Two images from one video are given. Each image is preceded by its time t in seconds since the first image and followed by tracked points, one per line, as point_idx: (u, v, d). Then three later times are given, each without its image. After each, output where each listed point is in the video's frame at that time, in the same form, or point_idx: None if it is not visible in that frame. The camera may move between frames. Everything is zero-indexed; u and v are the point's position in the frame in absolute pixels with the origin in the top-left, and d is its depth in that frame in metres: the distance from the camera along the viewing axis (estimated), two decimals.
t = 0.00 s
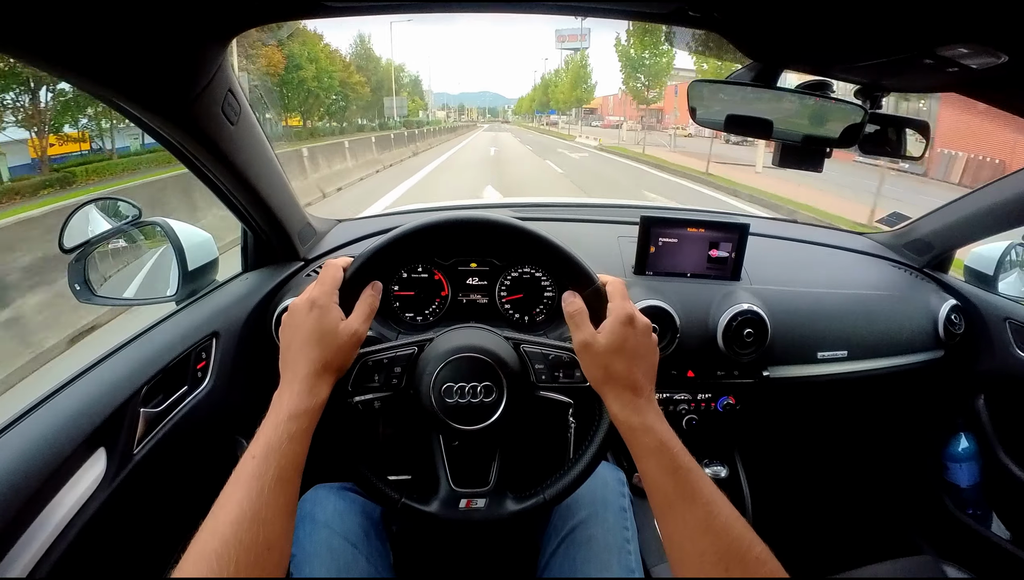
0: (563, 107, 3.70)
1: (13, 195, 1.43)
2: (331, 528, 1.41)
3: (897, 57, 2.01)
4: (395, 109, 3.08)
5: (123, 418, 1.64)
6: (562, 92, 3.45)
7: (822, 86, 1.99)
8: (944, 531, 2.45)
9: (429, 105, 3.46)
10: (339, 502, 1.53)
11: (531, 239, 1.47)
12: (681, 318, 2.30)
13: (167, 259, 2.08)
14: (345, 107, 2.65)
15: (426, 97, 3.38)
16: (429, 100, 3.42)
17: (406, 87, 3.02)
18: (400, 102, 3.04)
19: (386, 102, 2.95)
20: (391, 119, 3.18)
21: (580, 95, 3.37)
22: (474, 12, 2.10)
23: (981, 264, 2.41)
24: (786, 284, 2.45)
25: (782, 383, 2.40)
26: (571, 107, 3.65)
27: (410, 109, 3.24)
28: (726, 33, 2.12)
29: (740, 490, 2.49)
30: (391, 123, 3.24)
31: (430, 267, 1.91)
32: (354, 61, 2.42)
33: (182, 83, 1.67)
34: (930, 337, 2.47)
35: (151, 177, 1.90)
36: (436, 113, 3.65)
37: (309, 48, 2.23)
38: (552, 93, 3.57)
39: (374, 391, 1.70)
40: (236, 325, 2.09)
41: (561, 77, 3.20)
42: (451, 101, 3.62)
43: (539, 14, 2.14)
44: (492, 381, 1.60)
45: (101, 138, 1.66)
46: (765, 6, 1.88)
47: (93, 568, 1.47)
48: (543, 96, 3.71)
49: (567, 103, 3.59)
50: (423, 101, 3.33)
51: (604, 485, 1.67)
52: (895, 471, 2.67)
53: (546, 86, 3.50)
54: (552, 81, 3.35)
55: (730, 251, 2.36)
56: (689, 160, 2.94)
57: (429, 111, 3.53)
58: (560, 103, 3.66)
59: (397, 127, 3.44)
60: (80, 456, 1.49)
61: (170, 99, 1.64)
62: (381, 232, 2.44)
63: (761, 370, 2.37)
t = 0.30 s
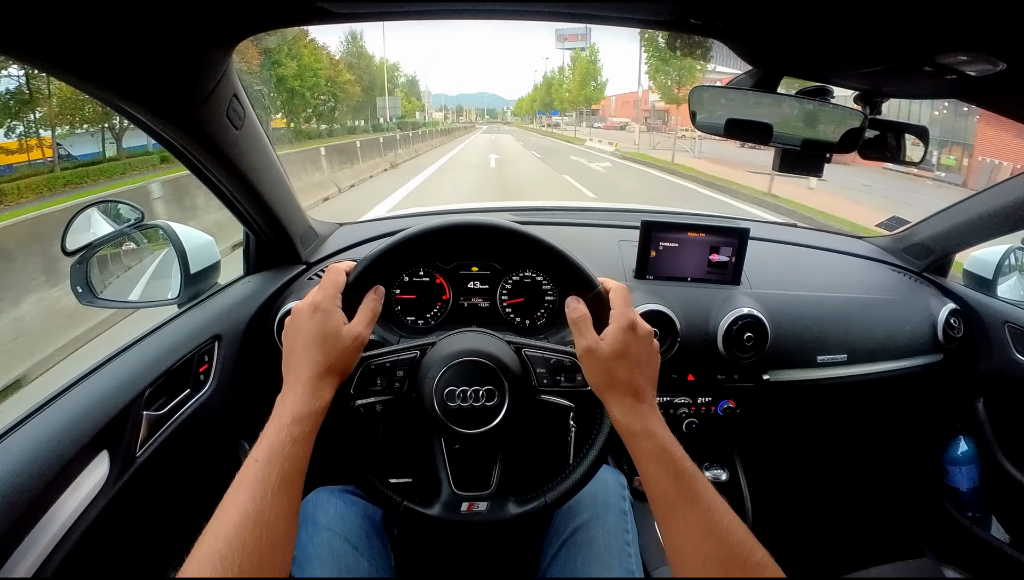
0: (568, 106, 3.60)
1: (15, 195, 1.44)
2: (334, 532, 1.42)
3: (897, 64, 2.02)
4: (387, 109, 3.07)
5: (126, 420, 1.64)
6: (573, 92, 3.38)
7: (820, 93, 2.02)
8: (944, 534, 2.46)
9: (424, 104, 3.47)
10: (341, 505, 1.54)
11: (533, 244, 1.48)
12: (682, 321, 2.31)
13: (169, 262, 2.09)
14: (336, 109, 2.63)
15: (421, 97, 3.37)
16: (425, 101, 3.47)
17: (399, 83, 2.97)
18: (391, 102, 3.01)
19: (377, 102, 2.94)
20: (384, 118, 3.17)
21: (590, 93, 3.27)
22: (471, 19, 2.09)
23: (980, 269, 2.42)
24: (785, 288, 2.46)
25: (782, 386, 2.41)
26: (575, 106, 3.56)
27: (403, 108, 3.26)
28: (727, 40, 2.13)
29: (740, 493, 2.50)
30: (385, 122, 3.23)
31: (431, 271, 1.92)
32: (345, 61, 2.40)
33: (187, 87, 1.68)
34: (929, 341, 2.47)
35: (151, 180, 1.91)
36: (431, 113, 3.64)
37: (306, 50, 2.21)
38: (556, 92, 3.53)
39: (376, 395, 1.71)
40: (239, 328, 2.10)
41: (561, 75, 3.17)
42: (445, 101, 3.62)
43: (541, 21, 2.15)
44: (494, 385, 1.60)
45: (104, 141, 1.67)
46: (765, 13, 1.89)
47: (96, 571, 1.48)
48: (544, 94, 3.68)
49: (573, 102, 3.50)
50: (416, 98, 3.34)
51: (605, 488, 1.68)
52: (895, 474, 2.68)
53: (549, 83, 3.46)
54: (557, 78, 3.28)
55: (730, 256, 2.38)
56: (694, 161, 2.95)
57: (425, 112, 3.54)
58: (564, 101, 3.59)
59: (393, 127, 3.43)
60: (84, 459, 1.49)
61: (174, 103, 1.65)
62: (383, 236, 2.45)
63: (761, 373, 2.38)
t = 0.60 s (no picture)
0: (571, 105, 3.58)
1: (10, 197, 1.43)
2: (331, 531, 1.41)
3: (898, 65, 2.02)
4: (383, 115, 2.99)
5: (124, 418, 1.64)
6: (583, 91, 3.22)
7: (822, 93, 2.01)
8: (942, 537, 2.46)
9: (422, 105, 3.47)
10: (339, 505, 1.54)
11: (531, 244, 1.48)
12: (681, 323, 2.30)
13: (167, 262, 2.09)
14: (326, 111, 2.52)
15: (420, 98, 3.37)
16: (423, 102, 3.47)
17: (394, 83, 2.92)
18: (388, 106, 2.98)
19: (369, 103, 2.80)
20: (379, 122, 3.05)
21: (601, 92, 3.10)
22: (470, 19, 2.08)
23: (980, 271, 2.43)
24: (784, 289, 2.46)
25: (781, 388, 2.41)
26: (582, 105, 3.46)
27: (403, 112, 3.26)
28: (728, 41, 2.13)
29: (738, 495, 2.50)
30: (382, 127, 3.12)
31: (430, 270, 1.92)
32: (334, 57, 2.32)
33: (187, 85, 1.67)
34: (929, 344, 2.47)
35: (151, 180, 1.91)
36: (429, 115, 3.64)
37: (294, 44, 2.14)
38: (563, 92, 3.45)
39: (374, 394, 1.71)
40: (237, 327, 2.10)
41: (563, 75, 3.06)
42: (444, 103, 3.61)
43: (541, 22, 2.15)
44: (492, 386, 1.60)
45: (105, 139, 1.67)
46: (766, 15, 1.89)
47: (90, 570, 1.47)
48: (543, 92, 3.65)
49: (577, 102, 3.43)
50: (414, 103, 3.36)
51: (603, 489, 1.67)
52: (893, 477, 2.68)
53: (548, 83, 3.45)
54: (562, 77, 3.15)
55: (729, 257, 2.37)
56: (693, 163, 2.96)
57: (423, 113, 3.53)
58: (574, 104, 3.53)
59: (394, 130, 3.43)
60: (80, 457, 1.49)
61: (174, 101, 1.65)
62: (383, 236, 2.45)
63: (760, 375, 2.38)
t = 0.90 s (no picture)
0: (578, 102, 3.62)
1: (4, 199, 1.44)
2: (330, 531, 1.42)
3: (895, 64, 2.02)
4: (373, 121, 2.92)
5: (124, 419, 1.65)
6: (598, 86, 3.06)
7: (820, 93, 2.03)
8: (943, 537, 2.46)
9: (422, 105, 3.47)
10: (338, 505, 1.54)
11: (529, 244, 1.48)
12: (680, 323, 2.30)
13: (168, 265, 2.09)
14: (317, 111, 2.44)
15: (415, 98, 3.35)
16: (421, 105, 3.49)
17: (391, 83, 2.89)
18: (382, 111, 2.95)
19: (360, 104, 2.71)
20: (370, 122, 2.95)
21: (625, 88, 2.89)
22: (466, 20, 2.09)
23: (979, 270, 2.43)
24: (784, 289, 2.46)
25: (781, 388, 2.41)
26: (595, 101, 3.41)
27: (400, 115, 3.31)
28: (725, 41, 2.13)
29: (738, 495, 2.49)
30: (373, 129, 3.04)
31: (430, 271, 1.92)
32: (321, 54, 2.23)
33: (186, 87, 1.68)
34: (929, 344, 2.47)
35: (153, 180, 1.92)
36: (426, 116, 3.63)
37: (280, 43, 2.06)
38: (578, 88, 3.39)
39: (373, 394, 1.71)
40: (237, 329, 2.11)
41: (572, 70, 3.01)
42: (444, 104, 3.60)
43: (537, 23, 2.15)
44: (490, 386, 1.60)
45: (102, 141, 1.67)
46: (764, 14, 1.89)
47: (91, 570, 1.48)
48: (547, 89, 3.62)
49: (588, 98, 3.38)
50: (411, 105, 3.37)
51: (602, 489, 1.67)
52: (894, 476, 2.67)
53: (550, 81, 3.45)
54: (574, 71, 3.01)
55: (728, 257, 2.37)
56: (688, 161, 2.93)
57: (420, 113, 3.52)
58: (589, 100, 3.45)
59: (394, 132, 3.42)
60: (81, 457, 1.50)
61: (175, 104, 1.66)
62: (383, 237, 2.46)
63: (760, 375, 2.38)
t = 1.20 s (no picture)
0: (583, 103, 3.47)
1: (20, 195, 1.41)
2: (337, 535, 1.42)
3: (899, 66, 2.02)
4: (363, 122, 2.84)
5: (131, 421, 1.65)
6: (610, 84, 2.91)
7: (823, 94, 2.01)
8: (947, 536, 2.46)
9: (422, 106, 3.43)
10: (344, 508, 1.54)
11: (535, 246, 1.48)
12: (684, 324, 2.30)
13: (173, 267, 2.12)
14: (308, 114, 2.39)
15: (413, 99, 3.28)
16: (420, 106, 3.45)
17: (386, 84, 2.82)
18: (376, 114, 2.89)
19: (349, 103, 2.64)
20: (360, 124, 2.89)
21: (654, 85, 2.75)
22: (468, 22, 2.09)
23: (984, 270, 2.41)
24: (787, 290, 2.46)
25: (785, 388, 2.41)
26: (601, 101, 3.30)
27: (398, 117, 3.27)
28: (729, 42, 2.13)
29: (743, 496, 2.49)
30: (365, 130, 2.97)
31: (435, 273, 1.92)
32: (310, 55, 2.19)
33: (189, 89, 1.68)
34: (933, 343, 2.47)
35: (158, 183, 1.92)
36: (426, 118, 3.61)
37: (268, 44, 1.98)
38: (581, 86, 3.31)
39: (379, 397, 1.71)
40: (242, 331, 2.11)
41: (581, 67, 2.89)
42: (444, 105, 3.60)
43: (540, 24, 2.15)
44: (497, 388, 1.60)
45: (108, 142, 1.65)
46: (768, 16, 1.89)
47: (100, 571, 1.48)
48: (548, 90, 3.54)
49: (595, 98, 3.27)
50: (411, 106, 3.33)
51: (608, 490, 1.68)
52: (898, 476, 2.68)
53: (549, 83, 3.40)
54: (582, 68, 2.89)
55: (732, 258, 2.38)
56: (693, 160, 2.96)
57: (420, 115, 3.51)
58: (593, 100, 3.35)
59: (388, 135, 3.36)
60: (88, 459, 1.50)
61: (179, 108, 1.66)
62: (388, 239, 2.47)
63: (764, 376, 2.38)
